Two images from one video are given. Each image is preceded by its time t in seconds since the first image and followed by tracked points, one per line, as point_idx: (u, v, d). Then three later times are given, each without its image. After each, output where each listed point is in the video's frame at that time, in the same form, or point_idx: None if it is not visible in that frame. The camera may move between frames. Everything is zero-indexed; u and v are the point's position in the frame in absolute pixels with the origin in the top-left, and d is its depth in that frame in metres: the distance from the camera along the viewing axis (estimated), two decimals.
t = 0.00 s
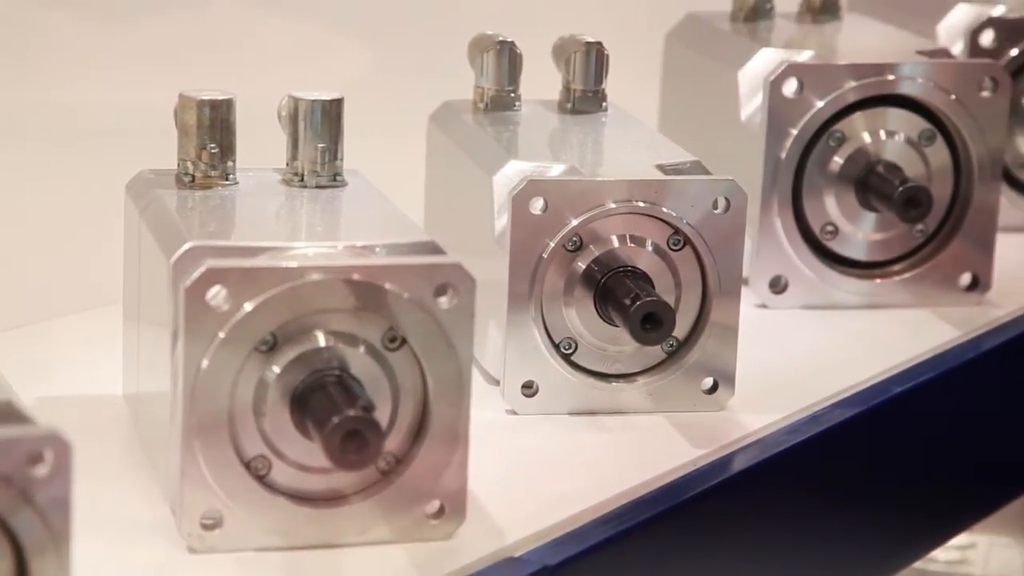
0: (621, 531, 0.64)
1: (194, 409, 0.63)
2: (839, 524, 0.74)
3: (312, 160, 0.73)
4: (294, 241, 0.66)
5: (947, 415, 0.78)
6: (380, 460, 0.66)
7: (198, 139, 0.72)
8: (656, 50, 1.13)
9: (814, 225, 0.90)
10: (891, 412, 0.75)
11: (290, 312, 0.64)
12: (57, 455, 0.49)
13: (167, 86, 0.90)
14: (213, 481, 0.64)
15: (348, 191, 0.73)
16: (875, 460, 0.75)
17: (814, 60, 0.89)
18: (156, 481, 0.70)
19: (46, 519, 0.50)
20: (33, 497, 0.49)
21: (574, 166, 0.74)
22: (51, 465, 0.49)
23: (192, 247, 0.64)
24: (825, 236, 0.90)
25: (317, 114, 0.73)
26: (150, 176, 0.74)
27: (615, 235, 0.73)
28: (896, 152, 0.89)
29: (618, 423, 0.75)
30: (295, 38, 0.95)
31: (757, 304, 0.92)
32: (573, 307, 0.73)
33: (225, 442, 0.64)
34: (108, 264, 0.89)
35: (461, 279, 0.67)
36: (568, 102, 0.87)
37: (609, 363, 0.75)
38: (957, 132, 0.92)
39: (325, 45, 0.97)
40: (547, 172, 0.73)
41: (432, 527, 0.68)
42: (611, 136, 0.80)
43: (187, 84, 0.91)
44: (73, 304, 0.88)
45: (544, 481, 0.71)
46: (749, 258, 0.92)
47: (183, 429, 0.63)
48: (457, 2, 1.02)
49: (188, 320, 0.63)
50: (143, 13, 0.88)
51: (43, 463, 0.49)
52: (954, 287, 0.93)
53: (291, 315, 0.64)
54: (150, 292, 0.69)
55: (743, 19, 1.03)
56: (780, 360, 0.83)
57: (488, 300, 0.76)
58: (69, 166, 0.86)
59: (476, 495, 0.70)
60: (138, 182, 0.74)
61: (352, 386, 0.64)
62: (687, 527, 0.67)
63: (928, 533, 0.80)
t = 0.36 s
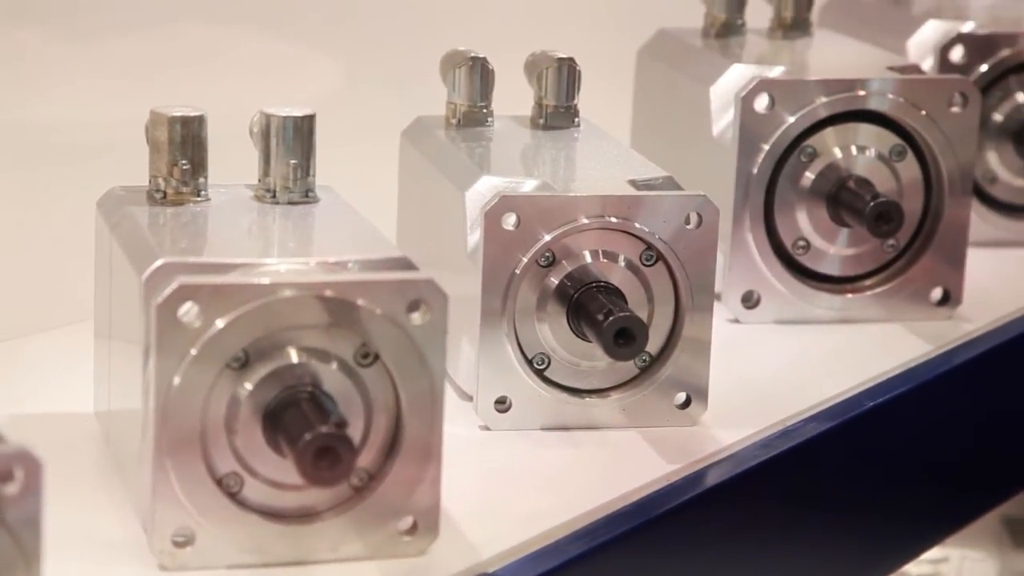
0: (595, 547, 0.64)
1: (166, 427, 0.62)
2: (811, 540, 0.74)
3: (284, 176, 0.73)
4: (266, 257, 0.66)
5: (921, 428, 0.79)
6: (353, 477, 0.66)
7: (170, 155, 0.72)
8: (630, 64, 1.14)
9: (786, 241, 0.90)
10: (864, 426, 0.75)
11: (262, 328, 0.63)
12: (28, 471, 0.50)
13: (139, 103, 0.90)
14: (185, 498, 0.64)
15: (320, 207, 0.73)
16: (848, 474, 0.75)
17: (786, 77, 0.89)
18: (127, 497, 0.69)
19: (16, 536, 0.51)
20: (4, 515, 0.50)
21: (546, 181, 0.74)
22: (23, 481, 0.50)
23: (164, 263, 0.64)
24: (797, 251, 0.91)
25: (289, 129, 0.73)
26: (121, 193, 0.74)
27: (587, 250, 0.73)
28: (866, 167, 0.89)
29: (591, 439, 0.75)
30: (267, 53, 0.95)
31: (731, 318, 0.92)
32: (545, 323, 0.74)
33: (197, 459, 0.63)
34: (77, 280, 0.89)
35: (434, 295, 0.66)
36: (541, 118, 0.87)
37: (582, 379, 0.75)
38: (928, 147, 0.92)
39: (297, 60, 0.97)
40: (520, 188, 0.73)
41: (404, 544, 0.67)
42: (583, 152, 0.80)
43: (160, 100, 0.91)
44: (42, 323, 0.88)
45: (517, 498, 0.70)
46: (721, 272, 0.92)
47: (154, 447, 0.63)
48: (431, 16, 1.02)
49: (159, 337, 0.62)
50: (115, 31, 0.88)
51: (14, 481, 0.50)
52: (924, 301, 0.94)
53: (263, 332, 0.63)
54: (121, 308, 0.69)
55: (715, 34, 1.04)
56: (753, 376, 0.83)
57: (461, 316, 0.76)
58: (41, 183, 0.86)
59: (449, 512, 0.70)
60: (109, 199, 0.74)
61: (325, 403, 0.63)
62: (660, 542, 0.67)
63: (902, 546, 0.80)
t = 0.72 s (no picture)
0: (571, 560, 0.64)
1: (137, 442, 0.62)
2: (785, 553, 0.74)
3: (255, 191, 0.73)
4: (238, 272, 0.65)
5: (894, 441, 0.79)
6: (325, 492, 0.65)
7: (141, 170, 0.72)
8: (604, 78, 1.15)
9: (758, 255, 0.91)
10: (835, 438, 0.75)
11: (234, 344, 0.63)
12: None
13: (111, 118, 0.90)
14: (157, 513, 0.63)
15: (292, 222, 0.73)
16: (821, 486, 0.75)
17: (756, 91, 0.89)
18: (97, 513, 0.69)
19: None
20: None
21: (518, 195, 0.75)
22: None
23: (135, 278, 0.63)
24: (769, 265, 0.91)
25: (261, 144, 0.73)
26: (92, 208, 0.74)
27: (559, 264, 0.73)
28: (837, 180, 0.90)
29: (564, 453, 0.75)
30: (239, 67, 0.95)
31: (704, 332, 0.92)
32: (518, 337, 0.74)
33: (168, 475, 0.63)
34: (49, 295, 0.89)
35: (406, 309, 0.66)
36: (513, 132, 0.87)
37: (555, 393, 0.75)
38: (898, 161, 0.93)
39: (270, 74, 0.97)
40: (492, 203, 0.73)
41: (378, 559, 0.66)
42: (555, 166, 0.80)
43: (131, 115, 0.91)
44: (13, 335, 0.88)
45: (491, 512, 0.70)
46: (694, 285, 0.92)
47: (125, 464, 0.62)
48: (404, 30, 1.02)
49: (130, 353, 0.61)
50: (86, 46, 0.88)
51: None
52: (896, 314, 0.94)
53: (234, 347, 0.63)
54: (91, 324, 0.69)
55: (685, 49, 1.05)
56: (726, 390, 0.83)
57: (433, 330, 0.76)
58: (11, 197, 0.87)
59: (422, 527, 0.69)
60: (80, 214, 0.73)
61: (297, 418, 0.63)
62: (633, 556, 0.67)
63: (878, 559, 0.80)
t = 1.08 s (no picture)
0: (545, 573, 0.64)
1: (110, 456, 0.61)
2: (758, 565, 0.74)
3: (229, 205, 0.73)
4: (210, 285, 0.65)
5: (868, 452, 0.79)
6: (299, 506, 0.65)
7: (114, 185, 0.72)
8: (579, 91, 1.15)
9: (731, 268, 0.91)
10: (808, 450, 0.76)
11: (207, 357, 0.62)
12: None
13: (81, 133, 0.89)
14: (129, 527, 0.62)
15: (265, 236, 0.73)
16: (794, 498, 0.75)
17: (728, 104, 0.90)
18: (68, 529, 0.69)
19: None
20: None
21: (492, 208, 0.75)
22: None
23: (108, 292, 0.63)
24: (742, 278, 0.91)
25: (233, 158, 0.73)
26: (64, 223, 0.74)
27: (533, 277, 0.73)
28: (809, 193, 0.90)
29: (539, 466, 0.75)
30: (214, 79, 0.95)
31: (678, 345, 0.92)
32: (492, 351, 0.74)
33: (141, 489, 0.62)
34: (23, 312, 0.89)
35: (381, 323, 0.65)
36: (487, 145, 0.87)
37: (529, 406, 0.75)
38: (870, 173, 0.93)
39: (245, 85, 0.97)
40: (466, 216, 0.74)
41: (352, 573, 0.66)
42: (528, 179, 0.80)
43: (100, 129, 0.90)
44: None
45: (465, 525, 0.70)
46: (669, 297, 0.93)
47: (97, 477, 0.61)
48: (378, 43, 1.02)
49: (103, 367, 0.60)
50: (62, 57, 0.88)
51: None
52: (869, 326, 0.94)
53: (208, 360, 0.62)
54: (62, 338, 0.69)
55: (658, 62, 1.05)
56: (699, 403, 0.83)
57: (407, 343, 0.76)
58: None
59: (397, 540, 0.69)
60: (52, 229, 0.73)
61: (271, 432, 0.62)
62: (607, 569, 0.67)
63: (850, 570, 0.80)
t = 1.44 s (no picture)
0: None
1: (81, 469, 0.61)
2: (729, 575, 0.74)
3: (200, 218, 0.73)
4: (183, 298, 0.64)
5: (840, 463, 0.79)
6: (271, 518, 0.65)
7: (85, 198, 0.71)
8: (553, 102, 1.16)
9: (703, 278, 0.92)
10: (781, 461, 0.76)
11: (179, 370, 0.62)
12: None
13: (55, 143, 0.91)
14: (101, 541, 0.62)
15: (237, 248, 0.73)
16: (766, 509, 0.75)
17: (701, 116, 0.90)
18: (37, 544, 0.69)
19: None
20: None
21: (465, 220, 0.75)
22: None
23: (78, 306, 0.63)
24: (715, 289, 0.92)
25: (205, 170, 0.73)
26: (34, 236, 0.73)
27: (505, 289, 0.73)
28: (781, 205, 0.90)
29: (512, 477, 0.75)
30: (188, 89, 0.95)
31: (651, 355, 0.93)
32: (465, 363, 0.74)
33: (113, 503, 0.62)
34: None
35: (353, 335, 0.66)
36: (460, 157, 0.88)
37: (501, 417, 0.76)
38: (843, 184, 0.93)
39: (219, 96, 0.97)
40: (438, 229, 0.74)
41: None
42: (500, 191, 0.81)
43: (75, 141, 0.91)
44: None
45: (437, 536, 0.70)
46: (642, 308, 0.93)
47: (69, 491, 0.61)
48: (352, 54, 1.02)
49: (74, 380, 0.60)
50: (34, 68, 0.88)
51: None
52: (842, 336, 0.95)
53: (180, 373, 0.62)
54: (32, 352, 0.68)
55: (631, 73, 1.06)
56: (672, 414, 0.83)
57: (380, 356, 0.76)
58: None
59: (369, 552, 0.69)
60: (23, 242, 0.73)
61: (244, 445, 0.62)
62: None
63: None
